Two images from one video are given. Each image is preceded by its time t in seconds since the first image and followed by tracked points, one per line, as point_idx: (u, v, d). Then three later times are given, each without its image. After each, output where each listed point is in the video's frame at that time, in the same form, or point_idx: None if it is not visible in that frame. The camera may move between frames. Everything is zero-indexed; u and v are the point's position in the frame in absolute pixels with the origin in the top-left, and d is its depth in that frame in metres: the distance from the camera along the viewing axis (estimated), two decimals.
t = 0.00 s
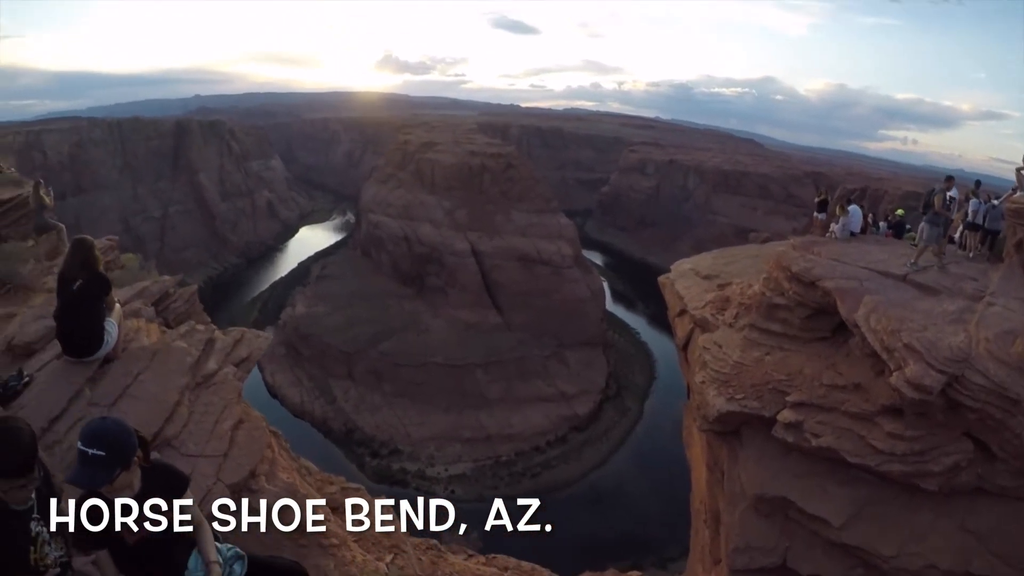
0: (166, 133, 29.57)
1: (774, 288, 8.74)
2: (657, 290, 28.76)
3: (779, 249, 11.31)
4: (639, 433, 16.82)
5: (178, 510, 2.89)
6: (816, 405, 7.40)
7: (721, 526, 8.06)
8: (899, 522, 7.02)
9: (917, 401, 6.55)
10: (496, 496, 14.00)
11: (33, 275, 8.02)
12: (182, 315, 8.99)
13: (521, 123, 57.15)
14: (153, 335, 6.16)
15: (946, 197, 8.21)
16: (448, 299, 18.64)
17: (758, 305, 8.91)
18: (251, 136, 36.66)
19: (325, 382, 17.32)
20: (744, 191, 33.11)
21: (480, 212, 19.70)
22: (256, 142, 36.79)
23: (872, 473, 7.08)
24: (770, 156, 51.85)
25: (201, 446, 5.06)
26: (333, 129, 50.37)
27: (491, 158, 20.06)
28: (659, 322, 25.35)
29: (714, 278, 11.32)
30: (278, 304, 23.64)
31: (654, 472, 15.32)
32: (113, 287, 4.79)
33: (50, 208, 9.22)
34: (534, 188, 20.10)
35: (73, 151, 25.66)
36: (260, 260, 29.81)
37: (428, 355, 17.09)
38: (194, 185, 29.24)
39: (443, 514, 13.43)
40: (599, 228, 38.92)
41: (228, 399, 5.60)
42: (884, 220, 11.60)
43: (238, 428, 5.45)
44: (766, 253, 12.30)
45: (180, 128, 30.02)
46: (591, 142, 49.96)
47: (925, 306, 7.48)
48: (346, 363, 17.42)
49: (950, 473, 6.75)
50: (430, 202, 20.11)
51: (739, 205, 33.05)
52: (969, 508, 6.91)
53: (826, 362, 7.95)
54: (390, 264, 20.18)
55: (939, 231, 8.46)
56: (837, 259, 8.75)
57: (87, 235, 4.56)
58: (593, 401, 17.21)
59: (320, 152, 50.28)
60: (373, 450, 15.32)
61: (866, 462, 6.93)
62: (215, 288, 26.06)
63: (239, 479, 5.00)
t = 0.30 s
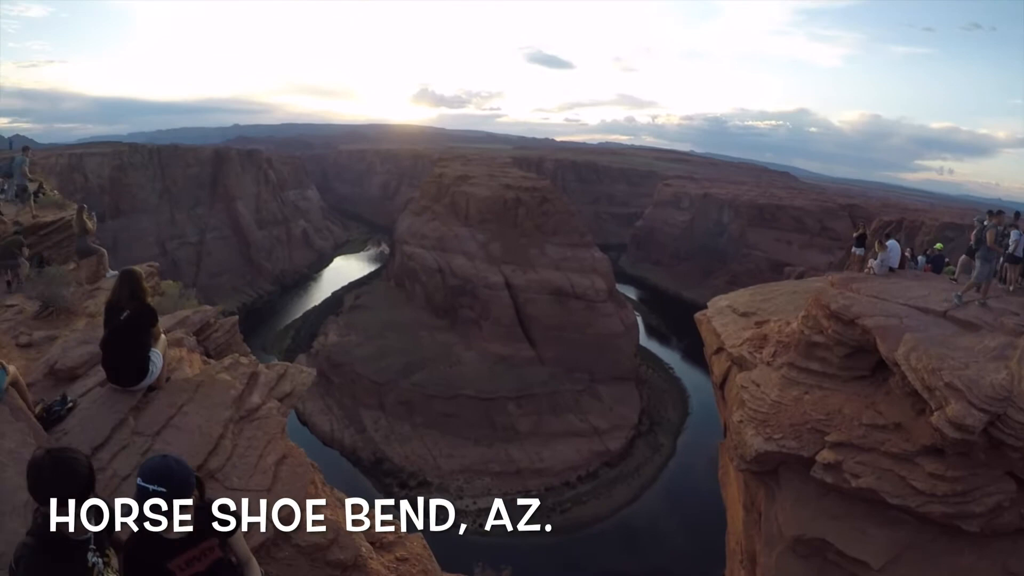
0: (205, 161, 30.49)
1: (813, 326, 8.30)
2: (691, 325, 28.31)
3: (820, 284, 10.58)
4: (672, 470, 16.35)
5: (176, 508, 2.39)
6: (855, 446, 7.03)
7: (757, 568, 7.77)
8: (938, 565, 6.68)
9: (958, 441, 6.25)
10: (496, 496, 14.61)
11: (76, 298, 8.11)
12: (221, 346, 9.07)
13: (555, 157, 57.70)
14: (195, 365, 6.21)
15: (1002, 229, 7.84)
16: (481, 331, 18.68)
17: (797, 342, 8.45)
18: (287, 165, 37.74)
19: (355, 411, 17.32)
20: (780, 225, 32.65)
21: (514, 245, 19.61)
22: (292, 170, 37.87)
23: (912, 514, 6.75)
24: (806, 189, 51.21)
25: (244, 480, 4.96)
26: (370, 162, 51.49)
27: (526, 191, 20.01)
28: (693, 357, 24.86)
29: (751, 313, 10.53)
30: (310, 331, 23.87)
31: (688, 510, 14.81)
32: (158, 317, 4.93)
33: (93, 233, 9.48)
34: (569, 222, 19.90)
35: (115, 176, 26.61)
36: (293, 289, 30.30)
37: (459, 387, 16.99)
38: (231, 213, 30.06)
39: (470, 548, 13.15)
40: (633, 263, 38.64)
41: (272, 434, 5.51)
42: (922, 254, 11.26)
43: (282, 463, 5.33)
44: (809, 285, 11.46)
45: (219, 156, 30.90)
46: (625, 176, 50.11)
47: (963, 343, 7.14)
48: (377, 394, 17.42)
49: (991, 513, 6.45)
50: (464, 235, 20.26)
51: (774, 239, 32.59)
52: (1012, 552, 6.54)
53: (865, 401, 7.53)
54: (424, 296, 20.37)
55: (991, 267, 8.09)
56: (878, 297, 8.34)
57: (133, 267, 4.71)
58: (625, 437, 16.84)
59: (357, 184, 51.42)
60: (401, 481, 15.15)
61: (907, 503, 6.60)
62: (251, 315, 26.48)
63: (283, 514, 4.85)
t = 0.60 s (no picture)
0: (245, 189, 31.39)
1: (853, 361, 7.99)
2: (728, 357, 27.71)
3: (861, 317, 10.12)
4: (707, 506, 15.87)
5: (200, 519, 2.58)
6: (897, 484, 6.75)
7: None
8: None
9: (1005, 480, 5.86)
10: (496, 496, 15.20)
11: (119, 321, 8.04)
12: (263, 373, 9.08)
13: (591, 188, 57.85)
14: (237, 394, 6.24)
15: None
16: (515, 362, 18.56)
17: (838, 378, 8.11)
18: (326, 194, 38.61)
19: (387, 439, 17.25)
20: (819, 255, 32.01)
21: (550, 275, 19.60)
22: (330, 200, 38.72)
23: (958, 556, 6.34)
24: (845, 219, 50.21)
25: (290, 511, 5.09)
26: (406, 191, 52.34)
27: (562, 223, 20.13)
28: (730, 390, 24.25)
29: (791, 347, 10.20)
30: (345, 358, 24.02)
31: (724, 548, 14.28)
32: (204, 345, 4.97)
33: (137, 257, 9.70)
34: (604, 254, 19.89)
35: (157, 202, 27.52)
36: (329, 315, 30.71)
37: (492, 418, 16.82)
38: (269, 240, 30.80)
39: None
40: (668, 293, 38.00)
41: (316, 466, 5.66)
42: (964, 283, 10.83)
43: (325, 495, 5.48)
44: (851, 319, 10.98)
45: (259, 184, 31.76)
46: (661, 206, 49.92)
47: (1008, 376, 6.73)
48: (409, 422, 17.34)
49: None
50: (499, 265, 20.36)
51: (812, 269, 31.93)
52: None
53: (907, 437, 7.21)
54: (460, 326, 20.45)
55: None
56: (921, 331, 8.01)
57: (179, 295, 4.75)
58: (659, 471, 16.42)
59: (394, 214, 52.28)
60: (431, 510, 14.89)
61: (950, 544, 6.24)
62: (286, 341, 26.83)
63: (325, 547, 4.98)
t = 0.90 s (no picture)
0: (281, 213, 32.17)
1: (891, 391, 7.70)
2: (762, 387, 27.09)
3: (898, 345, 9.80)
4: (739, 538, 15.37)
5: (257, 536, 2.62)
6: (936, 516, 6.50)
7: None
8: None
9: None
10: (497, 496, 15.58)
11: (158, 340, 7.90)
12: (299, 399, 8.95)
13: (623, 214, 57.76)
14: (275, 417, 6.27)
15: None
16: (548, 390, 18.30)
17: (874, 408, 7.79)
18: (360, 220, 39.37)
19: (416, 464, 17.04)
20: (855, 282, 31.36)
21: (583, 303, 19.62)
22: (364, 225, 39.45)
23: None
24: (882, 244, 49.20)
25: (327, 535, 4.97)
26: (439, 218, 53.15)
27: (595, 250, 20.24)
28: (765, 419, 23.63)
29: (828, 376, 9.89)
30: (375, 382, 24.04)
31: None
32: (247, 372, 5.11)
33: (174, 278, 9.98)
34: (638, 281, 19.83)
35: (194, 224, 28.25)
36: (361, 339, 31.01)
37: (522, 444, 16.51)
38: (304, 263, 31.42)
39: None
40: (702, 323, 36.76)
41: (354, 489, 5.61)
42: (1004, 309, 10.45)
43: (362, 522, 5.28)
44: (890, 347, 10.60)
45: (295, 208, 32.53)
46: (694, 233, 49.57)
47: None
48: (439, 448, 17.06)
49: None
50: (532, 291, 20.38)
51: (848, 295, 31.25)
52: None
53: (947, 469, 6.88)
54: (491, 353, 20.48)
55: None
56: (960, 358, 7.69)
57: (225, 321, 5.00)
58: (690, 501, 15.99)
59: (427, 239, 53.01)
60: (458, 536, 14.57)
61: None
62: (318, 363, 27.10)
63: (360, 570, 4.75)
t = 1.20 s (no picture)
0: (310, 232, 32.71)
1: (921, 413, 7.47)
2: (791, 411, 26.55)
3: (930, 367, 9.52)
4: (766, 564, 14.97)
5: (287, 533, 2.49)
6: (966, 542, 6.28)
7: None
8: None
9: None
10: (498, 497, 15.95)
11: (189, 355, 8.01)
12: (329, 416, 8.95)
13: (650, 236, 57.56)
14: (305, 432, 6.29)
15: None
16: (574, 412, 18.14)
17: (904, 431, 7.57)
18: (388, 239, 39.84)
19: (440, 485, 16.87)
20: (884, 304, 30.82)
21: (611, 324, 19.50)
22: (391, 244, 39.90)
23: None
24: (911, 265, 48.33)
25: (356, 549, 4.97)
26: (466, 239, 53.61)
27: (623, 272, 20.16)
28: (794, 443, 23.11)
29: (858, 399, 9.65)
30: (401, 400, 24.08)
31: None
32: (279, 388, 5.14)
33: (207, 293, 10.19)
34: (666, 303, 19.71)
35: (224, 241, 28.80)
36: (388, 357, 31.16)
37: (548, 466, 16.27)
38: (331, 282, 31.83)
39: None
40: (730, 344, 36.42)
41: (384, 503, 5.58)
42: None
43: (392, 537, 5.30)
44: (922, 369, 10.30)
45: (323, 228, 33.08)
46: (722, 254, 49.18)
47: None
48: (464, 469, 16.82)
49: None
50: (560, 313, 20.34)
51: (878, 318, 30.70)
52: None
53: (979, 494, 6.63)
54: (518, 374, 20.46)
55: None
56: (992, 381, 7.41)
57: (259, 337, 5.03)
58: (716, 526, 15.65)
59: (455, 259, 53.41)
60: (481, 556, 14.24)
61: None
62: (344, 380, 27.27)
63: None
